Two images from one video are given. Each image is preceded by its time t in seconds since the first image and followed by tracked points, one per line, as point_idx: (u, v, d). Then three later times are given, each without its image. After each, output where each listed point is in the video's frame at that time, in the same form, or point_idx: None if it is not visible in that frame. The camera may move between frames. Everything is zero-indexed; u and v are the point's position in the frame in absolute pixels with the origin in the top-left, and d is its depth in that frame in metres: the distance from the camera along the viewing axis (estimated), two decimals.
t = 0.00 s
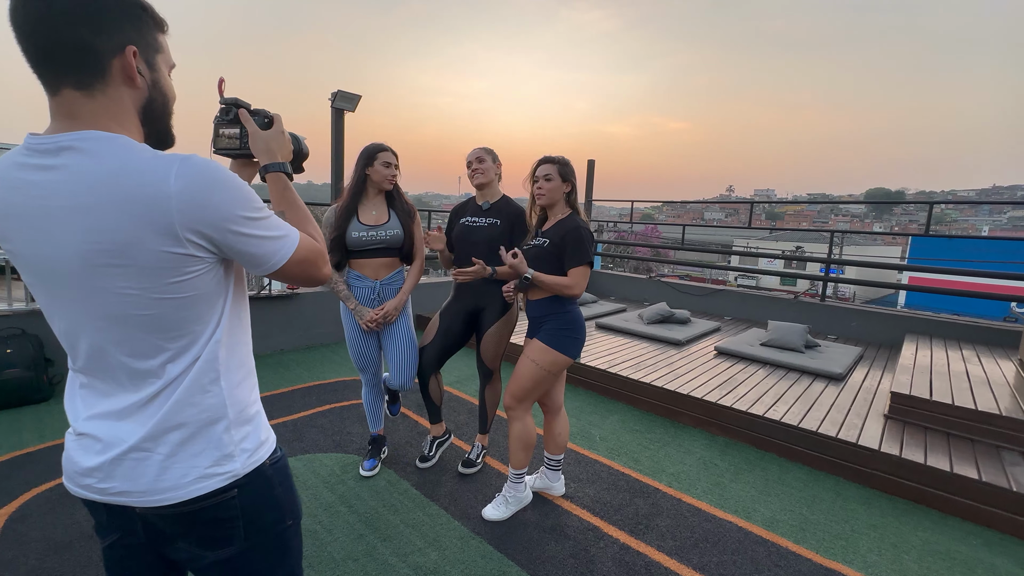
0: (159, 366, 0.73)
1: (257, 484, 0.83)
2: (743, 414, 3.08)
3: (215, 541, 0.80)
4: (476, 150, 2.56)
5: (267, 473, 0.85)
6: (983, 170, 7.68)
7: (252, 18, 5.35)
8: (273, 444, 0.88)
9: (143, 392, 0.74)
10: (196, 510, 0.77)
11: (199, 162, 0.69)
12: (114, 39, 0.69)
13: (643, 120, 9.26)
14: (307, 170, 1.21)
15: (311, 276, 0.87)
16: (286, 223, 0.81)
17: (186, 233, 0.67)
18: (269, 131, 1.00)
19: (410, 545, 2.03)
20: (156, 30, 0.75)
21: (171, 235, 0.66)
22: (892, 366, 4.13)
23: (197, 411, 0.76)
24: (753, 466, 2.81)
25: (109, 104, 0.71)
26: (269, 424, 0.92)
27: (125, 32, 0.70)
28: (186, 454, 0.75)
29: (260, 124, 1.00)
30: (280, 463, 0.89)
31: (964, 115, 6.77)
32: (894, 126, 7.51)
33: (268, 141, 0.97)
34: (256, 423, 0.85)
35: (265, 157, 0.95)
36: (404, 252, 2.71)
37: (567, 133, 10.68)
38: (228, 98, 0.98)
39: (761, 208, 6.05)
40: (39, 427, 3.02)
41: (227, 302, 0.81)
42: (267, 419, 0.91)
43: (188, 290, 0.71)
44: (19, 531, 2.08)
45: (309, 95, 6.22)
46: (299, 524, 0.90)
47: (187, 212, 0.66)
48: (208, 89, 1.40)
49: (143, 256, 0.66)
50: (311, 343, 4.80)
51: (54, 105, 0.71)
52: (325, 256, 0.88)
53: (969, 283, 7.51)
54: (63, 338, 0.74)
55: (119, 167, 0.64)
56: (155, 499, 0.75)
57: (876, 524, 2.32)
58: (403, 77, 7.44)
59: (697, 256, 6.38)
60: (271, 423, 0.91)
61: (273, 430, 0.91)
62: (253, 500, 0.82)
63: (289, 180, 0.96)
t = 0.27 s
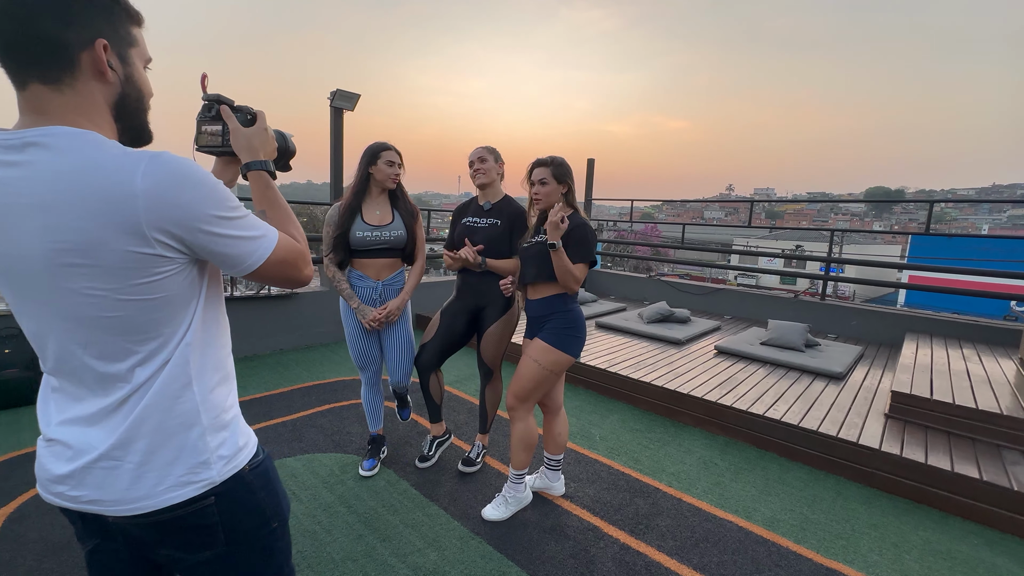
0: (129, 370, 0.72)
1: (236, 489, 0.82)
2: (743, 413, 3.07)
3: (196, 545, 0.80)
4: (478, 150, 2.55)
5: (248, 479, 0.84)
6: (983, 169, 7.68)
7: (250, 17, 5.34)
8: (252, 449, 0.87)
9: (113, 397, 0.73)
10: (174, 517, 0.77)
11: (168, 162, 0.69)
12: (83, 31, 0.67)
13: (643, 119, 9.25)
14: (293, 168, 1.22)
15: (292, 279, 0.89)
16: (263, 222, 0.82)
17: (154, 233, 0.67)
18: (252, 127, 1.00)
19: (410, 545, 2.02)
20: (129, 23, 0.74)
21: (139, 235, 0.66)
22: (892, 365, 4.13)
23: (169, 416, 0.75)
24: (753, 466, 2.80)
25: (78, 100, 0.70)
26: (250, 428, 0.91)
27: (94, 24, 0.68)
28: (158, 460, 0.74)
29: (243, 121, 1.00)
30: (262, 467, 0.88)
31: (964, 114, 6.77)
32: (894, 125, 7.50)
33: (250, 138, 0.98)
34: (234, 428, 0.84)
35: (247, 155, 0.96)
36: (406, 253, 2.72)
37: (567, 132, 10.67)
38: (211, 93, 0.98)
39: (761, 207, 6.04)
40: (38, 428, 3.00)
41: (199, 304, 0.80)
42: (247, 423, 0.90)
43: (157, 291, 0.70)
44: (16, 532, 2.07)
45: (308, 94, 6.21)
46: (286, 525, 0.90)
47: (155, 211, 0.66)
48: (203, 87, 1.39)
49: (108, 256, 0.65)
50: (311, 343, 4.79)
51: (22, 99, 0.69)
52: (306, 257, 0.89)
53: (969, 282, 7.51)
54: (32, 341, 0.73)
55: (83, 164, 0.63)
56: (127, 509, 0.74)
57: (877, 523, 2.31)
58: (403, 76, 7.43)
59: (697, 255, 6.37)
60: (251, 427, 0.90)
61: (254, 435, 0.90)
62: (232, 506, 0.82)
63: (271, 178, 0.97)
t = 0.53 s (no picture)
0: (113, 375, 0.72)
1: (221, 500, 0.82)
2: (744, 412, 3.05)
3: (178, 557, 0.79)
4: (482, 149, 2.52)
5: (236, 492, 0.84)
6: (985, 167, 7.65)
7: (249, 17, 5.32)
8: (239, 458, 0.87)
9: (96, 403, 0.73)
10: (157, 530, 0.76)
11: (148, 158, 0.68)
12: (59, 22, 0.66)
13: (643, 118, 9.24)
14: (286, 165, 1.22)
15: (283, 279, 0.89)
16: (252, 221, 0.81)
17: (135, 234, 0.67)
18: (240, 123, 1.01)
19: (410, 546, 2.01)
20: (109, 13, 0.73)
21: (118, 235, 0.65)
22: (895, 364, 4.11)
23: (154, 422, 0.75)
24: (755, 465, 2.79)
25: (55, 94, 0.69)
26: (238, 435, 0.91)
27: (71, 15, 0.67)
28: (142, 468, 0.74)
29: (230, 116, 1.01)
30: (250, 480, 0.88)
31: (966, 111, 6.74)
32: (895, 123, 7.48)
33: (239, 134, 0.98)
34: (220, 436, 0.84)
35: (237, 153, 0.96)
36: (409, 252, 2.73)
37: (567, 131, 10.64)
38: (197, 90, 0.98)
39: (762, 206, 6.03)
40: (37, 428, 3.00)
41: (184, 307, 0.80)
42: (235, 430, 0.90)
43: (139, 294, 0.70)
44: (14, 533, 2.06)
45: (308, 94, 6.19)
46: (268, 541, 0.90)
47: (135, 210, 0.66)
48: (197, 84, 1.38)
49: (87, 257, 0.64)
50: (311, 343, 4.78)
51: None
52: (297, 257, 0.89)
53: (970, 280, 7.48)
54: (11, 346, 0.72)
55: (63, 162, 0.63)
56: (108, 518, 0.73)
57: (880, 523, 2.30)
58: (403, 75, 7.40)
59: (698, 254, 6.35)
60: (239, 434, 0.90)
61: (242, 443, 0.90)
62: (215, 518, 0.81)
63: (260, 175, 0.96)
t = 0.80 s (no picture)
0: (105, 381, 0.70)
1: (210, 515, 0.81)
2: (749, 413, 3.02)
3: None
4: (487, 147, 2.49)
5: (225, 508, 0.83)
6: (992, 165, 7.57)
7: (250, 17, 5.31)
8: (231, 468, 0.85)
9: (87, 409, 0.71)
10: (143, 548, 0.75)
11: (139, 153, 0.66)
12: (43, 10, 0.64)
13: (645, 117, 9.19)
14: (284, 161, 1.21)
15: (283, 280, 0.87)
16: (250, 217, 0.80)
17: (127, 232, 0.65)
18: (236, 116, 0.99)
19: (411, 548, 1.99)
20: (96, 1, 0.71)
21: (110, 234, 0.64)
22: (901, 364, 4.06)
23: (145, 431, 0.73)
24: (759, 467, 2.76)
25: (39, 83, 0.67)
26: (232, 444, 0.89)
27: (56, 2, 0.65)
28: (133, 478, 0.72)
29: (226, 109, 0.99)
30: (239, 497, 0.86)
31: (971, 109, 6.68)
32: (900, 121, 7.41)
33: (235, 128, 0.96)
34: (213, 445, 0.82)
35: (233, 147, 0.94)
36: (419, 252, 2.73)
37: (569, 131, 10.61)
38: (191, 82, 0.98)
39: (765, 205, 5.98)
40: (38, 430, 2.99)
41: (181, 309, 0.77)
42: (230, 438, 0.88)
43: (132, 297, 0.68)
44: (14, 536, 2.05)
45: (309, 94, 6.18)
46: (253, 561, 0.88)
47: (127, 207, 0.64)
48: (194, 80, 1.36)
49: (77, 259, 0.62)
50: (313, 343, 4.77)
51: None
52: (298, 256, 0.88)
53: (977, 279, 7.41)
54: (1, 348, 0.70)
55: (54, 158, 0.61)
56: (93, 530, 0.71)
57: (887, 526, 2.26)
58: (404, 75, 7.39)
59: (701, 253, 6.31)
60: (234, 443, 0.89)
61: (236, 452, 0.89)
62: (203, 535, 0.80)
63: (257, 171, 0.94)
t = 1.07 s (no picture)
0: (92, 390, 0.67)
1: (200, 532, 0.78)
2: (753, 414, 2.99)
3: None
4: (487, 145, 2.47)
5: (215, 526, 0.80)
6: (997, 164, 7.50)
7: (251, 16, 5.28)
8: (225, 480, 0.82)
9: (73, 419, 0.68)
10: (126, 568, 0.72)
11: (126, 145, 0.63)
12: None
13: (647, 117, 9.14)
14: (281, 158, 1.17)
15: (283, 280, 0.84)
16: (247, 214, 0.77)
17: (112, 230, 0.61)
18: (231, 108, 0.95)
19: (410, 552, 1.96)
20: None
21: (94, 232, 0.60)
22: (906, 365, 4.02)
23: (132, 442, 0.70)
24: (763, 469, 2.73)
25: (19, 69, 0.64)
26: (228, 454, 0.86)
27: None
28: (120, 491, 0.70)
29: (221, 101, 0.96)
30: (231, 514, 0.84)
31: (974, 108, 6.63)
32: (904, 120, 7.36)
33: (231, 121, 0.93)
34: (206, 457, 0.79)
35: (229, 141, 0.91)
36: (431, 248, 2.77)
37: (571, 130, 10.57)
38: (184, 73, 0.94)
39: (769, 204, 5.93)
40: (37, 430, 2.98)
41: (177, 310, 0.74)
42: (225, 449, 0.85)
43: (120, 299, 0.64)
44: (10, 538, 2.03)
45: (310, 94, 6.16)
46: None
47: (112, 203, 0.60)
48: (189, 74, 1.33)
49: (59, 260, 0.59)
50: (314, 343, 4.75)
51: None
52: (298, 257, 0.84)
53: (982, 279, 7.34)
54: None
55: (34, 151, 0.58)
56: (77, 547, 0.68)
57: (895, 530, 2.23)
58: (404, 74, 7.36)
59: (704, 252, 6.27)
60: (229, 453, 0.85)
61: (231, 463, 0.85)
62: (191, 554, 0.77)
63: (253, 167, 0.91)
